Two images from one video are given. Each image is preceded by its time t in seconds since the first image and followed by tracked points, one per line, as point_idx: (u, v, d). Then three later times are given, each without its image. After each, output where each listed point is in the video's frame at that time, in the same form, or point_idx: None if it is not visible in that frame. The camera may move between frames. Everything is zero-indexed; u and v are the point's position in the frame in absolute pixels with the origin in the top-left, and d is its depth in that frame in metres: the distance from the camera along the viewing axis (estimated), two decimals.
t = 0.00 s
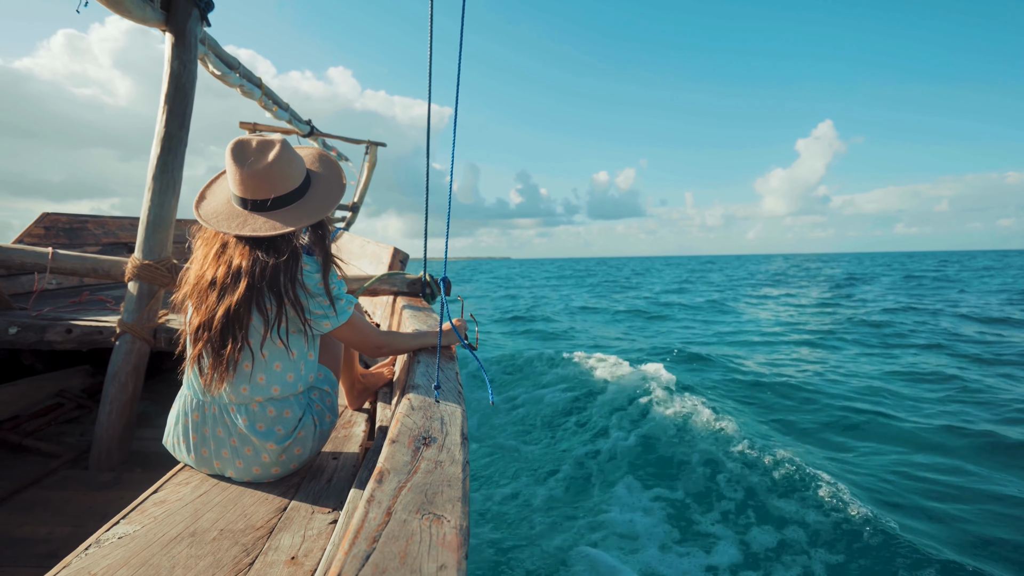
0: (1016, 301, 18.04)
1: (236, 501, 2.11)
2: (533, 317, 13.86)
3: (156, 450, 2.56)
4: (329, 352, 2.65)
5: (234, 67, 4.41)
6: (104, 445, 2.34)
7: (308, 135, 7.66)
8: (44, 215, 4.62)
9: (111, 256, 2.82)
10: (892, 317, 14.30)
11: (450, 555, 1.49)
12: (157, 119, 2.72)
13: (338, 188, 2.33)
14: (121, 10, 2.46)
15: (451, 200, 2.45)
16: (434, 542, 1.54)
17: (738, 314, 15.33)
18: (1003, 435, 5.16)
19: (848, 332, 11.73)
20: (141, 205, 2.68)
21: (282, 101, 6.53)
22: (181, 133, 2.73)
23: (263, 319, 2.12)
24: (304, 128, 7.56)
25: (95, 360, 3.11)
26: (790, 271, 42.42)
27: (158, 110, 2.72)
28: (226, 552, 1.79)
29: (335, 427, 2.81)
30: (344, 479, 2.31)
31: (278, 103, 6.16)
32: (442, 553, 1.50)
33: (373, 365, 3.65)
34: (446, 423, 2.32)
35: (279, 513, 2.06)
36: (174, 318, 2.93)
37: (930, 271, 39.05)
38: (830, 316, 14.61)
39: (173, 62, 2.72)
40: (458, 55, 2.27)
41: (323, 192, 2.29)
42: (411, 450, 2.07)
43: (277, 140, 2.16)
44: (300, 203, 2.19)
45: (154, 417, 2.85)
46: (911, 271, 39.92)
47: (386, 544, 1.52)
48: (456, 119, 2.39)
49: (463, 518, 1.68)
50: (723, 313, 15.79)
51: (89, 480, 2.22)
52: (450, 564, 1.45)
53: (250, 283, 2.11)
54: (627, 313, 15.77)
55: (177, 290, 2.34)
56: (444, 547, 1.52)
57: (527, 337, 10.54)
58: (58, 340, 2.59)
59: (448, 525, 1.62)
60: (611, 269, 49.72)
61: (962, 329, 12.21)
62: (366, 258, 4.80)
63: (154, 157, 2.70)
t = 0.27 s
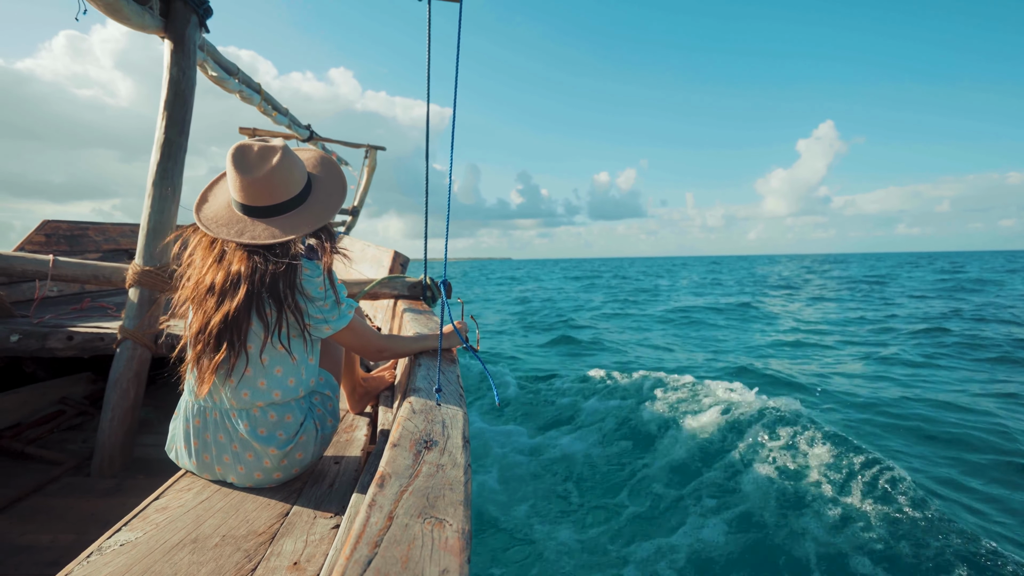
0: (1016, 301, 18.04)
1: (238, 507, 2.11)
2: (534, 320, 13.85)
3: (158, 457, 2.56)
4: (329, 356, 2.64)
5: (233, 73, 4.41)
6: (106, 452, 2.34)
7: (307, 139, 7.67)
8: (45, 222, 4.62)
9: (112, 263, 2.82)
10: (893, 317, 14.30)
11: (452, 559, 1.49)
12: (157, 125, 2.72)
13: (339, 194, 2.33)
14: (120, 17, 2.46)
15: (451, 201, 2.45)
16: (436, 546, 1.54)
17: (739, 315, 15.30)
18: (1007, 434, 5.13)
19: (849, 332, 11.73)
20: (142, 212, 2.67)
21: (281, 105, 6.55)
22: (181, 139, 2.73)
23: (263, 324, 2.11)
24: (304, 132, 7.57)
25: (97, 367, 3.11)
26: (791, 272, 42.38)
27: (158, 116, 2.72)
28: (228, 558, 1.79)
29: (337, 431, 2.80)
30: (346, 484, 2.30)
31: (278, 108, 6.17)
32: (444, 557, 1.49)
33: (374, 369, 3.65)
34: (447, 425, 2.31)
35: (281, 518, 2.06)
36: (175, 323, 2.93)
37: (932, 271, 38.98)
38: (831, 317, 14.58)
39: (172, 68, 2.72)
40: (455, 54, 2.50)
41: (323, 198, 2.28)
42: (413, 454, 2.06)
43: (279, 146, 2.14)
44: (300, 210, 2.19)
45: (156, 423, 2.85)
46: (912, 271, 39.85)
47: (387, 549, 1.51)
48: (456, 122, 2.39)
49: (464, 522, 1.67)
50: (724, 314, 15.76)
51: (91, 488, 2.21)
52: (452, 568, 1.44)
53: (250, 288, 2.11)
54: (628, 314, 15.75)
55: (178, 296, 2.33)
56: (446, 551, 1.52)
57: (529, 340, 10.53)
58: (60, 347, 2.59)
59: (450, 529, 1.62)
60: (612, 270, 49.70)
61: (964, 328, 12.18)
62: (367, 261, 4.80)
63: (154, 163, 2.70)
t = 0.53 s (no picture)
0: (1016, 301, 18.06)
1: (240, 512, 2.10)
2: (535, 322, 13.84)
3: (161, 463, 2.55)
4: (330, 360, 2.63)
5: (231, 78, 4.41)
6: (109, 459, 2.33)
7: (306, 144, 7.67)
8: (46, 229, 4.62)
9: (112, 269, 2.81)
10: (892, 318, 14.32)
11: (456, 563, 1.47)
12: (156, 131, 2.71)
13: (337, 199, 2.32)
14: (118, 24, 2.46)
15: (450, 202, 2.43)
16: (439, 550, 1.52)
17: (740, 316, 15.29)
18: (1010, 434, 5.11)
19: (850, 334, 11.71)
20: (142, 218, 2.67)
21: (280, 110, 6.55)
22: (180, 145, 2.72)
23: (262, 329, 2.10)
24: (303, 137, 7.57)
25: (99, 374, 3.10)
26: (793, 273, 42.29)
27: (157, 122, 2.71)
28: (231, 564, 1.78)
29: (339, 435, 2.79)
30: (349, 488, 2.29)
31: (277, 113, 6.17)
32: (448, 561, 1.48)
33: (376, 373, 3.64)
34: (449, 428, 2.30)
35: (283, 523, 2.05)
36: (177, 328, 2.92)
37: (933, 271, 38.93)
38: (832, 318, 14.56)
39: (171, 74, 2.71)
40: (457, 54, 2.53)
41: (322, 203, 2.28)
42: (415, 458, 2.05)
43: (277, 152, 2.13)
44: (298, 216, 2.19)
45: (158, 429, 2.84)
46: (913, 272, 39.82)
47: (391, 554, 1.50)
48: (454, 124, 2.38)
49: (468, 525, 1.66)
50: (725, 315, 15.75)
51: (94, 495, 2.20)
52: (456, 572, 1.43)
53: (250, 292, 2.10)
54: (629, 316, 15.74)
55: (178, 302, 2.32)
56: (450, 555, 1.50)
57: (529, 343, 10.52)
58: (61, 354, 2.58)
59: (454, 533, 1.60)
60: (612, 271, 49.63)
61: (965, 329, 12.16)
62: (367, 265, 4.80)
63: (154, 169, 2.69)
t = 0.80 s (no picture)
0: (1017, 303, 18.07)
1: (243, 517, 2.09)
2: (535, 325, 13.83)
3: (162, 468, 2.55)
4: (330, 363, 2.62)
5: (231, 83, 4.41)
6: (111, 464, 2.33)
7: (306, 147, 7.67)
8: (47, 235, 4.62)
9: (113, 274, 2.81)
10: (893, 320, 14.32)
11: (459, 565, 1.47)
12: (156, 136, 2.71)
13: (336, 202, 2.31)
14: (118, 30, 2.46)
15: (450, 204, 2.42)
16: (442, 553, 1.52)
17: (741, 318, 15.27)
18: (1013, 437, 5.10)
19: (852, 335, 11.68)
20: (142, 223, 2.67)
21: (280, 114, 6.55)
22: (180, 150, 2.72)
23: (262, 332, 2.10)
24: (303, 141, 7.57)
25: (101, 379, 3.10)
26: (793, 275, 42.37)
27: (157, 127, 2.71)
28: (234, 569, 1.77)
29: (341, 438, 2.79)
30: (352, 492, 2.29)
31: (277, 116, 6.17)
32: (451, 564, 1.48)
33: (377, 376, 3.64)
34: (451, 431, 2.30)
35: (286, 528, 2.04)
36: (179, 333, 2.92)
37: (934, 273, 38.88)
38: (834, 320, 14.53)
39: (170, 79, 2.71)
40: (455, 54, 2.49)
41: (320, 207, 2.27)
42: (417, 460, 2.04)
43: (276, 157, 2.12)
44: (296, 221, 2.19)
45: (160, 434, 2.84)
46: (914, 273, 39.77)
47: (394, 557, 1.49)
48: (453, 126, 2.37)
49: (471, 528, 1.65)
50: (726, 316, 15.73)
51: (96, 500, 2.20)
52: None
53: (249, 296, 2.10)
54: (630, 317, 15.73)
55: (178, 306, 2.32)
56: (453, 558, 1.50)
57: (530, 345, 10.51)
58: (63, 360, 2.58)
59: (457, 535, 1.60)
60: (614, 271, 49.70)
61: (967, 331, 12.13)
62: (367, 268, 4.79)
63: (154, 174, 2.69)
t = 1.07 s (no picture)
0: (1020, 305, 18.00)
1: (246, 519, 2.09)
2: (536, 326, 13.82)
3: (166, 471, 2.55)
4: (332, 365, 2.62)
5: (232, 86, 4.40)
6: (115, 467, 2.33)
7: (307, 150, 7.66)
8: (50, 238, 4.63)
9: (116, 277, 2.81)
10: (895, 322, 14.30)
11: (463, 568, 1.47)
12: (158, 139, 2.71)
13: (336, 205, 2.31)
14: (120, 35, 2.46)
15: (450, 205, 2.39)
16: (446, 556, 1.52)
17: (742, 320, 15.24)
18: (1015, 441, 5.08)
19: (854, 338, 11.65)
20: (145, 226, 2.67)
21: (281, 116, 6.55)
22: (182, 153, 2.72)
23: (263, 334, 2.10)
24: (304, 143, 7.56)
25: (104, 381, 3.10)
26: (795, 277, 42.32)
27: (159, 131, 2.71)
28: (237, 571, 1.77)
29: (344, 440, 2.79)
30: (355, 494, 2.28)
31: (278, 119, 6.17)
32: (454, 566, 1.48)
33: (379, 378, 3.64)
34: (454, 433, 2.30)
35: (289, 530, 2.04)
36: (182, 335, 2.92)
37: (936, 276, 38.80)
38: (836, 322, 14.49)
39: (172, 83, 2.71)
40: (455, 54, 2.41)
41: (320, 210, 2.27)
42: (420, 462, 2.04)
43: (276, 161, 2.11)
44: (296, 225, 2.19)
45: (164, 436, 2.84)
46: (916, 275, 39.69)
47: (397, 559, 1.49)
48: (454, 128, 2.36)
49: (474, 530, 1.65)
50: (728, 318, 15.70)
51: (100, 503, 2.20)
52: None
53: (249, 298, 2.10)
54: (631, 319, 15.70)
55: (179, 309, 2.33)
56: (457, 560, 1.50)
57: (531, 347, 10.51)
58: (66, 363, 2.58)
59: (460, 537, 1.60)
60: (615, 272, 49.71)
61: (970, 334, 12.09)
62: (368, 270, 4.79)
63: (157, 178, 2.69)
